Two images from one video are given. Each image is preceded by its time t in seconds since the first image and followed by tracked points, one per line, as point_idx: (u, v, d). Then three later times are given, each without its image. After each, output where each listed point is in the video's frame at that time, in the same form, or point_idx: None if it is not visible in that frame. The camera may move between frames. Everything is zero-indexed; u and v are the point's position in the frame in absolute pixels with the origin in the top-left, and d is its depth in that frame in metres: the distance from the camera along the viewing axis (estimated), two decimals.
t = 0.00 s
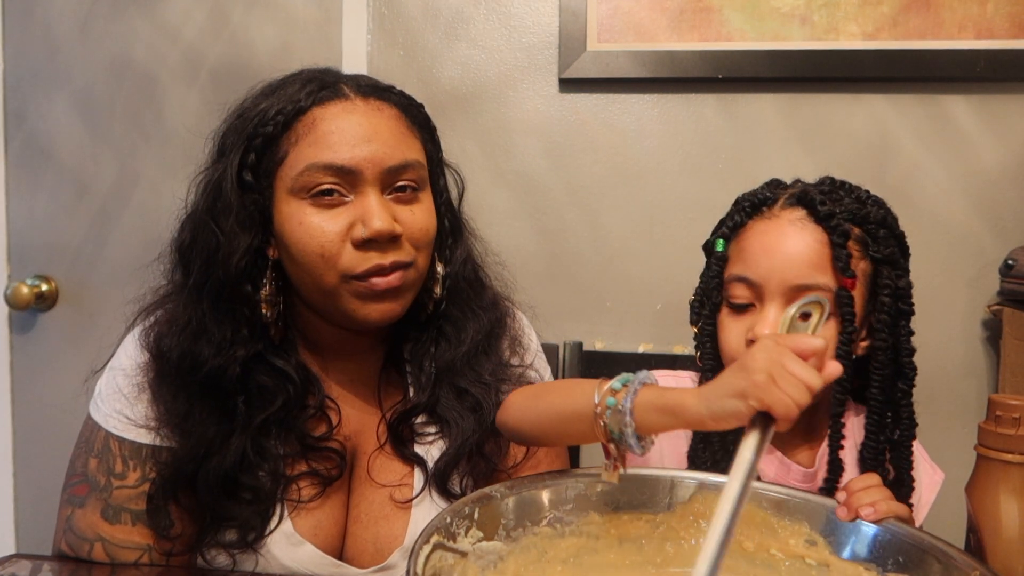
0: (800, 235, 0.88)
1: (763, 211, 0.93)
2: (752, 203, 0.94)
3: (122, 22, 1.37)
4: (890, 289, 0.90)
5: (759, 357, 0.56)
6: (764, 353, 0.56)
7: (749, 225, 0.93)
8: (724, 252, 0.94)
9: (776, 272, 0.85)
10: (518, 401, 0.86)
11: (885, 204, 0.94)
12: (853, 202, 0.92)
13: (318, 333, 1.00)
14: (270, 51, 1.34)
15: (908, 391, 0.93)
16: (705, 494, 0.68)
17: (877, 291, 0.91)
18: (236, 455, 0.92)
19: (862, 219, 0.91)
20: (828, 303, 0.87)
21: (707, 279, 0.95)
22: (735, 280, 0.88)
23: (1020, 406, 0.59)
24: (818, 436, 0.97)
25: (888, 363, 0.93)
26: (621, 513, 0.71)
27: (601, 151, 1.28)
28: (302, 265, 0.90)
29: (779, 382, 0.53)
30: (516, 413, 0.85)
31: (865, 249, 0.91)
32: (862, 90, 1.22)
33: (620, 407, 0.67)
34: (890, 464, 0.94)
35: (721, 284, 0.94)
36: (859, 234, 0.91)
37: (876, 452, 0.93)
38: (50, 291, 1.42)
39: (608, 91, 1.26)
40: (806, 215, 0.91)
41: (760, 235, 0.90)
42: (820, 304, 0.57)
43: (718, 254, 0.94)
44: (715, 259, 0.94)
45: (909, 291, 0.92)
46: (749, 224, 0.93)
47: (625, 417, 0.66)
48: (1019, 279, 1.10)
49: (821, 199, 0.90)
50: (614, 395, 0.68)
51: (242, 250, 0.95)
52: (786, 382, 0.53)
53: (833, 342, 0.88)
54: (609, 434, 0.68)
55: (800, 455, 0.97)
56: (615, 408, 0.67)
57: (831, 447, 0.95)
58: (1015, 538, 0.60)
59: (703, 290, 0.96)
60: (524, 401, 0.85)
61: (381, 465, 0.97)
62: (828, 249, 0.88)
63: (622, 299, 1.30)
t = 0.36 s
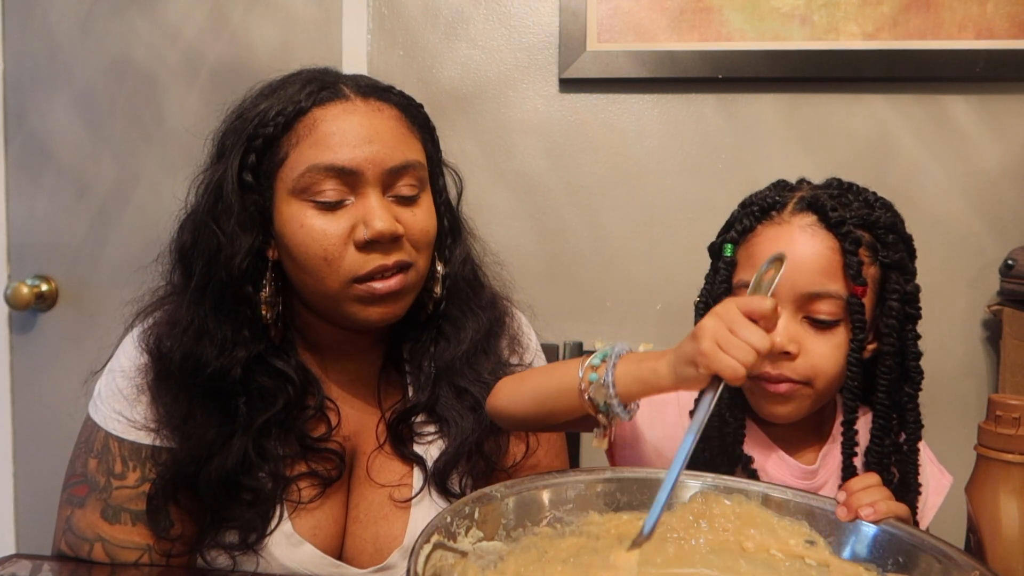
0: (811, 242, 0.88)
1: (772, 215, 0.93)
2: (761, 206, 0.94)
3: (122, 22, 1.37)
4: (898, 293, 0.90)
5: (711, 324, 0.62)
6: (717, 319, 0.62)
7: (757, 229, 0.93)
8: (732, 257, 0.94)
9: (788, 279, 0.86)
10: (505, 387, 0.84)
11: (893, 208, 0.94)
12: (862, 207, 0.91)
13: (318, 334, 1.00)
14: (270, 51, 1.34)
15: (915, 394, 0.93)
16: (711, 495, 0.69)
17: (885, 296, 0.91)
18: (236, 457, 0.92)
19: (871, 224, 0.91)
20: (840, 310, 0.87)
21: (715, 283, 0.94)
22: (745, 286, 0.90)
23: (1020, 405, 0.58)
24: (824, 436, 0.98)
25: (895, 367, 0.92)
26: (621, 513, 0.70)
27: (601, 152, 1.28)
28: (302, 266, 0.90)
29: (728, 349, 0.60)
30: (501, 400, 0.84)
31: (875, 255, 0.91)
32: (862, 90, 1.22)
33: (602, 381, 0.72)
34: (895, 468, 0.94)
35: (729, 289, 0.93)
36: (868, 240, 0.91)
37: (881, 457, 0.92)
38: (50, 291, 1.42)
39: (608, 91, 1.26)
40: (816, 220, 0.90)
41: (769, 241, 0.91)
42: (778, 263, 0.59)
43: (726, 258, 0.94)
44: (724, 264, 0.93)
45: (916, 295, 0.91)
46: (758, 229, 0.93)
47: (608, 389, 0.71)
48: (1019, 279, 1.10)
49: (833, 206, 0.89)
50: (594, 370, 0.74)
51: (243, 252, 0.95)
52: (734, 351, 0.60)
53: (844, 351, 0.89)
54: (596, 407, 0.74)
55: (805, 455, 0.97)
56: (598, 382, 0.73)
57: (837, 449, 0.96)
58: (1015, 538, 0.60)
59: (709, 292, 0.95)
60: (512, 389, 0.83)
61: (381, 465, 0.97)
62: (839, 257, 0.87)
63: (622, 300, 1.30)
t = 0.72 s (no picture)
0: (817, 244, 0.88)
1: (779, 215, 0.93)
2: (766, 207, 0.94)
3: (122, 22, 1.37)
4: (900, 294, 0.90)
5: (777, 326, 0.60)
6: (781, 318, 0.60)
7: (762, 229, 0.93)
8: (738, 256, 0.93)
9: (792, 279, 0.86)
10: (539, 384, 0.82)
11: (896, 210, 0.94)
12: (865, 209, 0.92)
13: (321, 333, 1.00)
14: (270, 51, 1.34)
15: (915, 394, 0.93)
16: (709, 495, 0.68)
17: (887, 296, 0.91)
18: (246, 459, 0.92)
19: (875, 225, 0.91)
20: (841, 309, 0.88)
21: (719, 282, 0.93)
22: (751, 285, 0.88)
23: (1020, 405, 0.59)
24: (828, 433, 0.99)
25: (897, 368, 0.92)
26: (621, 513, 0.71)
27: (602, 152, 1.28)
28: (318, 266, 0.90)
29: (799, 356, 0.59)
30: (535, 400, 0.81)
31: (878, 255, 0.91)
32: (862, 90, 1.22)
33: (655, 377, 0.71)
34: (895, 468, 0.93)
35: (734, 288, 0.92)
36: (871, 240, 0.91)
37: (882, 455, 0.92)
38: (50, 292, 1.42)
39: (608, 91, 1.26)
40: (821, 221, 0.91)
41: (776, 240, 0.90)
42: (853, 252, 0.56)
43: (731, 258, 0.93)
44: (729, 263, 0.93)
45: (919, 296, 0.91)
46: (763, 228, 0.93)
47: (663, 385, 0.70)
48: (1019, 279, 1.10)
49: (837, 207, 0.90)
50: (644, 366, 0.72)
51: (256, 252, 0.95)
52: (806, 356, 0.59)
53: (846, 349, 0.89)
54: (648, 401, 0.73)
55: (805, 452, 0.98)
56: (651, 380, 0.71)
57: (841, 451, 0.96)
58: (1015, 538, 0.60)
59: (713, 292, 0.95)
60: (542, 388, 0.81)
61: (382, 464, 0.97)
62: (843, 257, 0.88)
63: (622, 300, 1.30)
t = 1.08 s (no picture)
0: (818, 247, 0.88)
1: (780, 218, 0.94)
2: (769, 207, 0.94)
3: (122, 22, 1.37)
4: (903, 296, 0.90)
5: (808, 302, 0.61)
6: (809, 292, 0.61)
7: (765, 231, 0.94)
8: (739, 258, 0.93)
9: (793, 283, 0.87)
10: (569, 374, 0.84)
11: (899, 211, 0.93)
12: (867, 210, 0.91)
13: (319, 332, 1.01)
14: (270, 51, 1.34)
15: (918, 395, 0.93)
16: (710, 495, 0.69)
17: (891, 298, 0.91)
18: (244, 458, 0.92)
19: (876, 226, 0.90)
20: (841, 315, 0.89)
21: (721, 283, 0.94)
22: (753, 287, 0.90)
23: (1020, 405, 0.59)
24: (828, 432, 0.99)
25: (898, 369, 0.92)
26: (622, 513, 0.71)
27: (602, 152, 1.28)
28: (314, 263, 0.90)
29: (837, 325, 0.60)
30: (564, 389, 0.84)
31: (880, 257, 0.90)
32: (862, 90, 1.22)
33: (694, 369, 0.73)
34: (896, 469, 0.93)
35: (736, 289, 0.92)
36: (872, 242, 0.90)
37: (883, 453, 0.92)
38: (50, 291, 1.42)
39: (608, 90, 1.26)
40: (823, 222, 0.91)
41: (779, 241, 0.90)
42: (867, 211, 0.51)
43: (733, 259, 0.93)
44: (731, 263, 0.93)
45: (921, 297, 0.90)
46: (765, 230, 0.94)
47: (701, 376, 0.72)
48: (1019, 279, 1.10)
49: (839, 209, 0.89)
50: (681, 357, 0.74)
51: (256, 250, 0.95)
52: (845, 321, 0.60)
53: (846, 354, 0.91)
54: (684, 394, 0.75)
55: (806, 451, 0.99)
56: (688, 372, 0.73)
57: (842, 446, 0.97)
58: (1014, 538, 0.60)
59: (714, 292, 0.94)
60: (573, 377, 0.84)
61: (382, 465, 0.97)
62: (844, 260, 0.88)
63: (622, 300, 1.30)
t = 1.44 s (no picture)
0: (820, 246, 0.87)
1: (781, 216, 0.93)
2: (769, 207, 0.94)
3: (122, 23, 1.37)
4: (904, 295, 0.90)
5: (813, 311, 0.52)
6: (815, 304, 0.52)
7: (766, 230, 0.93)
8: (740, 257, 0.93)
9: (794, 280, 0.85)
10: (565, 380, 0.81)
11: (901, 210, 0.93)
12: (869, 209, 0.91)
13: (319, 335, 1.01)
14: (270, 50, 1.34)
15: (918, 395, 0.93)
16: (710, 496, 0.68)
17: (891, 297, 0.91)
18: (245, 462, 0.92)
19: (879, 225, 0.90)
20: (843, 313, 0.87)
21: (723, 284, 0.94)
22: (753, 286, 0.89)
23: (1020, 405, 0.59)
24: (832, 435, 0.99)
25: (900, 368, 0.92)
26: (621, 513, 0.70)
27: (602, 152, 1.28)
28: (318, 269, 0.90)
29: (845, 334, 0.51)
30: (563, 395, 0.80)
31: (882, 256, 0.91)
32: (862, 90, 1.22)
33: (677, 383, 0.66)
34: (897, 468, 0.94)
35: (737, 288, 0.92)
36: (875, 240, 0.90)
37: (885, 455, 0.92)
38: (50, 291, 1.42)
39: (608, 91, 1.26)
40: (825, 221, 0.90)
41: (780, 239, 0.90)
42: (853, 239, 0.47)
43: (734, 258, 0.93)
44: (732, 263, 0.93)
45: (922, 296, 0.91)
46: (766, 229, 0.93)
47: (683, 393, 0.65)
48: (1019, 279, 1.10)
49: (841, 207, 0.89)
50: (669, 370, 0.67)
51: (258, 255, 0.94)
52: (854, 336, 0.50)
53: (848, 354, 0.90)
54: (668, 411, 0.68)
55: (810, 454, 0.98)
56: (671, 386, 0.66)
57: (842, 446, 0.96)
58: (1014, 538, 0.60)
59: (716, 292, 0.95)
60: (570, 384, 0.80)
61: (380, 464, 0.97)
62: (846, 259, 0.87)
63: (622, 300, 1.30)
